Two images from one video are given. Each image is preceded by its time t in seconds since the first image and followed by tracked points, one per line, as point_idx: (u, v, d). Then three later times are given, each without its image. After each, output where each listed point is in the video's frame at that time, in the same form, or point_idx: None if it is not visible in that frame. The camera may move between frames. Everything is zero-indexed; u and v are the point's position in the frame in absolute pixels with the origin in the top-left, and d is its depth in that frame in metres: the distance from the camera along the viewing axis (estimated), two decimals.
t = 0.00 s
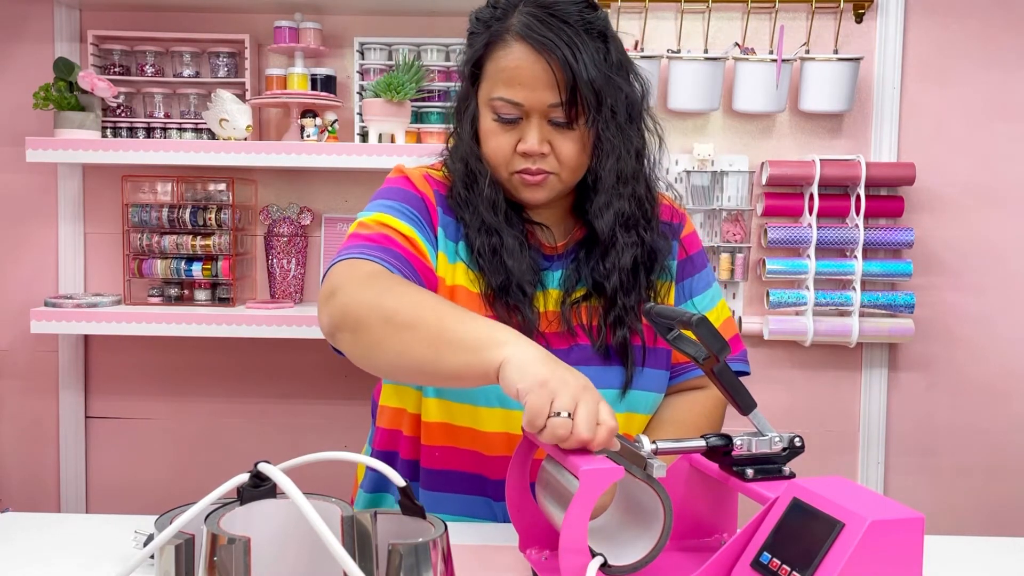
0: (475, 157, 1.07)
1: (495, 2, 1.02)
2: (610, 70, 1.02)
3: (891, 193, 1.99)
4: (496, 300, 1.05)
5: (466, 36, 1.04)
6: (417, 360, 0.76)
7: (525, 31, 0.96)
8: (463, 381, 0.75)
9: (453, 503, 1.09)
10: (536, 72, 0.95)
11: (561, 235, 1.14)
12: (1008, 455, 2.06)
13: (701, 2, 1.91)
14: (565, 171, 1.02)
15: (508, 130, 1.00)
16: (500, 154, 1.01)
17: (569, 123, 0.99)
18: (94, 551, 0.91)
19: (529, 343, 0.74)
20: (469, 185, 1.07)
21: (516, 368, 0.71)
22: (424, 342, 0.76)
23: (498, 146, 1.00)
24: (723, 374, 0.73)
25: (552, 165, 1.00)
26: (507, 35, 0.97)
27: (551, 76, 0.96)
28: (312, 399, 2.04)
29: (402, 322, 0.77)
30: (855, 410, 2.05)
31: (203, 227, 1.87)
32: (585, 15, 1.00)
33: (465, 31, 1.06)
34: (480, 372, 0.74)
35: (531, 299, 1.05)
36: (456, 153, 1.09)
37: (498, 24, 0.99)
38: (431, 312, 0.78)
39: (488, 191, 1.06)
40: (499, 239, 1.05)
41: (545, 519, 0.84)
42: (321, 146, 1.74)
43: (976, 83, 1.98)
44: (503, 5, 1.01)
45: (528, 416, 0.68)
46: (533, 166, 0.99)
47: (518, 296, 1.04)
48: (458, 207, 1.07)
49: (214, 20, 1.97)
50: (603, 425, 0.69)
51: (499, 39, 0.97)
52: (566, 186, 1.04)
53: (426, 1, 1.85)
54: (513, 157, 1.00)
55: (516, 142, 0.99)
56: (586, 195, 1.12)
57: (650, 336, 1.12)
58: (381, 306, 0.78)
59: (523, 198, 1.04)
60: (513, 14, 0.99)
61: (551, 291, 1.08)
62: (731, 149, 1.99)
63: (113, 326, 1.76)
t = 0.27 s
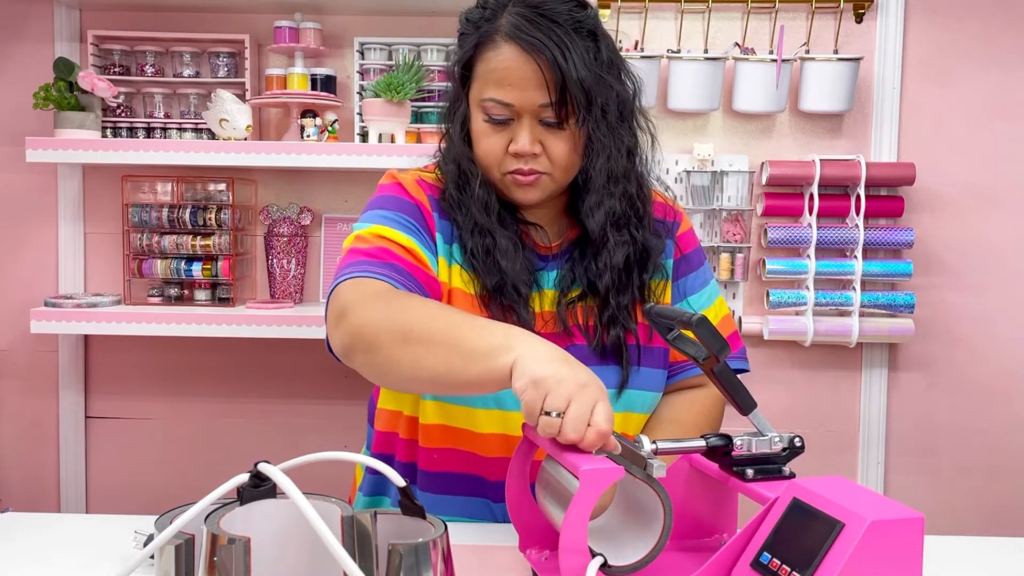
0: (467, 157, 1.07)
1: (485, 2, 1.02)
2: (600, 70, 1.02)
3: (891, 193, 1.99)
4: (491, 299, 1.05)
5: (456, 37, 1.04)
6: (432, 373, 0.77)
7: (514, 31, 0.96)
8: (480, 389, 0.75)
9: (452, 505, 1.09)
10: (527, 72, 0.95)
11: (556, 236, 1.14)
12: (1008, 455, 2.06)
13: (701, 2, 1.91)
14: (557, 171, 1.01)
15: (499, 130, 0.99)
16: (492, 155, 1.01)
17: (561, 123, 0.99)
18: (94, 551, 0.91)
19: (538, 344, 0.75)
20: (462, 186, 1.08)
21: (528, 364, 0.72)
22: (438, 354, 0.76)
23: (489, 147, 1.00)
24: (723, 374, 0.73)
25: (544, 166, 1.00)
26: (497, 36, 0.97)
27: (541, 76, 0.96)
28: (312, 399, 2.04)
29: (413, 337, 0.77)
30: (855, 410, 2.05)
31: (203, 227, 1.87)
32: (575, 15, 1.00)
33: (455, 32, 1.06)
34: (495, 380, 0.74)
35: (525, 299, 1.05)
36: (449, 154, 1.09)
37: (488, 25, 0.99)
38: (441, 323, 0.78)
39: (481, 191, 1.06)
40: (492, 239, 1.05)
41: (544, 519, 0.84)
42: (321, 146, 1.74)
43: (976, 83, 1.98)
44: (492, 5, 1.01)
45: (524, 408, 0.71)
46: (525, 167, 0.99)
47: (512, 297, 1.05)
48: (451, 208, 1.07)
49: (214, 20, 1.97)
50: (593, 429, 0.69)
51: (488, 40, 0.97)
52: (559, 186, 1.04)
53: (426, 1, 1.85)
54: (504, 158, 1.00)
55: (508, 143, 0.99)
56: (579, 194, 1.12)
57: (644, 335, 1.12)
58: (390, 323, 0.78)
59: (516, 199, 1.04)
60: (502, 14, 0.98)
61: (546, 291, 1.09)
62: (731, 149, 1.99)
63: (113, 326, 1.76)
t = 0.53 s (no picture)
0: (468, 155, 1.08)
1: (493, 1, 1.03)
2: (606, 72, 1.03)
3: (891, 193, 1.99)
4: (486, 303, 1.05)
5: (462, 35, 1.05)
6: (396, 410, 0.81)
7: (522, 29, 0.97)
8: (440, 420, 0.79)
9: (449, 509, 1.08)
10: (534, 70, 0.96)
11: (554, 239, 1.13)
12: (1008, 455, 2.06)
13: (701, 2, 1.91)
14: (559, 171, 1.01)
15: (503, 128, 0.99)
16: (494, 154, 1.00)
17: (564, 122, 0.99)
18: (93, 551, 0.91)
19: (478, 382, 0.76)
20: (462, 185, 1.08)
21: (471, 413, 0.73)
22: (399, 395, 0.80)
23: (492, 145, 1.00)
24: (723, 374, 0.73)
25: (547, 165, 1.00)
26: (505, 33, 0.98)
27: (546, 75, 0.96)
28: (312, 400, 2.04)
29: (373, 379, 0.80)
30: (855, 410, 2.05)
31: (203, 227, 1.87)
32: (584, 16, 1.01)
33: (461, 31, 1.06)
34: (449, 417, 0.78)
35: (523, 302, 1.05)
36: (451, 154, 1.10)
37: (496, 22, 0.99)
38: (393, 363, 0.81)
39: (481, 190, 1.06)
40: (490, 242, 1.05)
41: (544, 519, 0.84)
42: (321, 147, 1.74)
43: (975, 84, 1.98)
44: (500, 4, 1.02)
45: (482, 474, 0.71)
46: (527, 165, 0.99)
47: (509, 299, 1.04)
48: (449, 209, 1.07)
49: (214, 20, 1.97)
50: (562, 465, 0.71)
51: (496, 37, 0.98)
52: (560, 188, 1.03)
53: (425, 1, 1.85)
54: (507, 157, 1.00)
55: (511, 141, 0.99)
56: (579, 197, 1.12)
57: (643, 336, 1.12)
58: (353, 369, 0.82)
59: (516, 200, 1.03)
60: (510, 13, 0.99)
61: (545, 295, 1.08)
62: (731, 149, 1.99)
63: (113, 326, 1.76)
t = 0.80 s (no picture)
0: (469, 148, 1.07)
1: None
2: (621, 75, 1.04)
3: (891, 193, 1.99)
4: (469, 305, 1.04)
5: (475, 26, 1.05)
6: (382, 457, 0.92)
7: (543, 24, 0.97)
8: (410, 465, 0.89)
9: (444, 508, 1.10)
10: (551, 67, 0.97)
11: (546, 240, 1.12)
12: (1008, 455, 2.06)
13: (701, 2, 1.91)
14: (562, 171, 1.01)
15: (511, 122, 0.99)
16: (500, 147, 1.00)
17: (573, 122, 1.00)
18: (93, 551, 0.91)
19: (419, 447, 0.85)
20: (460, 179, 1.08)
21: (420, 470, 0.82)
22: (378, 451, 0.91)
23: (499, 138, 1.00)
24: (723, 374, 0.72)
25: (552, 164, 1.00)
26: (523, 27, 0.98)
27: (563, 73, 0.97)
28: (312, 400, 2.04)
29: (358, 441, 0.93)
30: (854, 410, 2.05)
31: (203, 227, 1.87)
32: (604, 18, 1.02)
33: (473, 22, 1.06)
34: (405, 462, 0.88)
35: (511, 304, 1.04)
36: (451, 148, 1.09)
37: (514, 15, 1.00)
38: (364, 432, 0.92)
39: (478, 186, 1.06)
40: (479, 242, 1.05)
41: (544, 520, 0.84)
42: (321, 146, 1.74)
43: (975, 84, 1.98)
44: None
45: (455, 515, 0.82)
46: (533, 161, 0.99)
47: (493, 300, 1.04)
48: (441, 207, 1.07)
49: (215, 20, 1.97)
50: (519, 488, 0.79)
51: (514, 30, 0.98)
52: (560, 188, 1.03)
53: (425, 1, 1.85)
54: (512, 152, 1.00)
55: (519, 136, 0.99)
56: (585, 198, 1.13)
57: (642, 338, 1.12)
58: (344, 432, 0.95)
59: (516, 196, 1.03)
60: (529, 7, 1.00)
61: (535, 296, 1.07)
62: (731, 149, 1.99)
63: (113, 326, 1.76)
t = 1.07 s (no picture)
0: (470, 141, 1.05)
1: None
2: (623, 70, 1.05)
3: (891, 193, 1.99)
4: (464, 304, 1.03)
5: (476, 20, 1.05)
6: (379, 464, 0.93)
7: (550, 17, 0.98)
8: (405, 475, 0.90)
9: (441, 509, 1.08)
10: (559, 60, 0.98)
11: (541, 239, 1.12)
12: (1008, 455, 2.06)
13: (701, 2, 1.91)
14: (563, 165, 1.02)
15: (516, 115, 1.00)
16: (503, 141, 1.01)
17: (577, 116, 1.01)
18: (93, 551, 0.91)
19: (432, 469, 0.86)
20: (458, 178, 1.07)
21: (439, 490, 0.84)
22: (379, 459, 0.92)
23: (502, 131, 1.00)
24: (723, 374, 0.72)
25: (555, 158, 1.01)
26: (530, 19, 0.99)
27: (569, 66, 0.98)
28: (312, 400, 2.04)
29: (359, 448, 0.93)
30: (855, 410, 2.05)
31: (203, 227, 1.87)
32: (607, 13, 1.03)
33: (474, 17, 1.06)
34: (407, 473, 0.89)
35: (507, 303, 1.04)
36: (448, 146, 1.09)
37: (520, 8, 1.00)
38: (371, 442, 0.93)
39: (476, 182, 1.06)
40: (474, 242, 1.05)
41: (544, 520, 0.84)
42: (322, 146, 1.74)
43: (975, 84, 1.98)
44: None
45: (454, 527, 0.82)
46: (539, 155, 1.00)
47: (488, 299, 1.04)
48: (436, 206, 1.07)
49: (215, 20, 1.97)
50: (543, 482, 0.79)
51: (521, 22, 0.99)
52: (561, 183, 1.04)
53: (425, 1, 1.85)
54: (516, 145, 1.00)
55: (524, 129, 0.99)
56: (579, 194, 1.15)
57: (638, 337, 1.12)
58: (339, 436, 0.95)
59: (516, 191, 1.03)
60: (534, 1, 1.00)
61: (531, 296, 1.08)
62: (731, 149, 1.99)
63: (113, 326, 1.76)
